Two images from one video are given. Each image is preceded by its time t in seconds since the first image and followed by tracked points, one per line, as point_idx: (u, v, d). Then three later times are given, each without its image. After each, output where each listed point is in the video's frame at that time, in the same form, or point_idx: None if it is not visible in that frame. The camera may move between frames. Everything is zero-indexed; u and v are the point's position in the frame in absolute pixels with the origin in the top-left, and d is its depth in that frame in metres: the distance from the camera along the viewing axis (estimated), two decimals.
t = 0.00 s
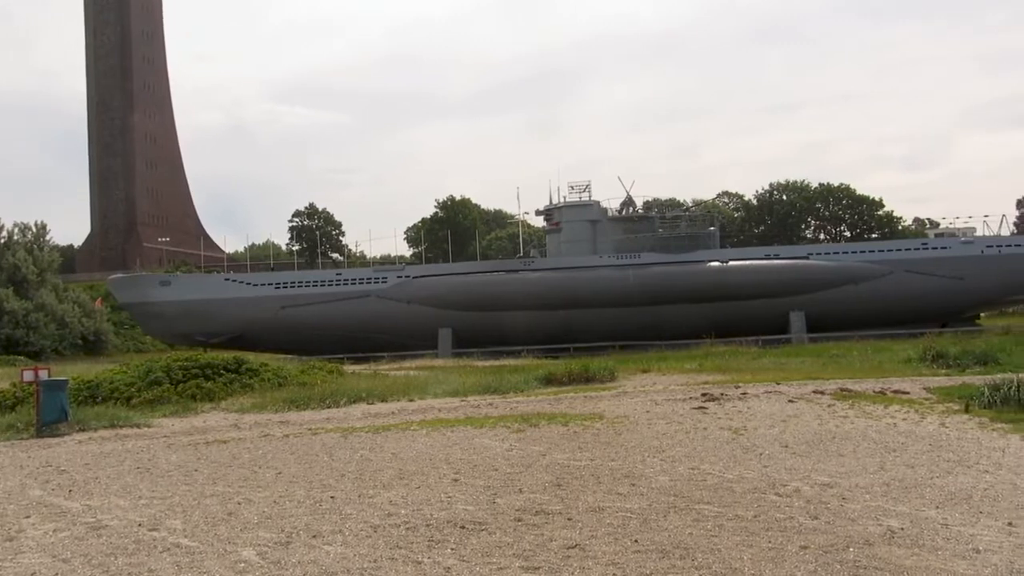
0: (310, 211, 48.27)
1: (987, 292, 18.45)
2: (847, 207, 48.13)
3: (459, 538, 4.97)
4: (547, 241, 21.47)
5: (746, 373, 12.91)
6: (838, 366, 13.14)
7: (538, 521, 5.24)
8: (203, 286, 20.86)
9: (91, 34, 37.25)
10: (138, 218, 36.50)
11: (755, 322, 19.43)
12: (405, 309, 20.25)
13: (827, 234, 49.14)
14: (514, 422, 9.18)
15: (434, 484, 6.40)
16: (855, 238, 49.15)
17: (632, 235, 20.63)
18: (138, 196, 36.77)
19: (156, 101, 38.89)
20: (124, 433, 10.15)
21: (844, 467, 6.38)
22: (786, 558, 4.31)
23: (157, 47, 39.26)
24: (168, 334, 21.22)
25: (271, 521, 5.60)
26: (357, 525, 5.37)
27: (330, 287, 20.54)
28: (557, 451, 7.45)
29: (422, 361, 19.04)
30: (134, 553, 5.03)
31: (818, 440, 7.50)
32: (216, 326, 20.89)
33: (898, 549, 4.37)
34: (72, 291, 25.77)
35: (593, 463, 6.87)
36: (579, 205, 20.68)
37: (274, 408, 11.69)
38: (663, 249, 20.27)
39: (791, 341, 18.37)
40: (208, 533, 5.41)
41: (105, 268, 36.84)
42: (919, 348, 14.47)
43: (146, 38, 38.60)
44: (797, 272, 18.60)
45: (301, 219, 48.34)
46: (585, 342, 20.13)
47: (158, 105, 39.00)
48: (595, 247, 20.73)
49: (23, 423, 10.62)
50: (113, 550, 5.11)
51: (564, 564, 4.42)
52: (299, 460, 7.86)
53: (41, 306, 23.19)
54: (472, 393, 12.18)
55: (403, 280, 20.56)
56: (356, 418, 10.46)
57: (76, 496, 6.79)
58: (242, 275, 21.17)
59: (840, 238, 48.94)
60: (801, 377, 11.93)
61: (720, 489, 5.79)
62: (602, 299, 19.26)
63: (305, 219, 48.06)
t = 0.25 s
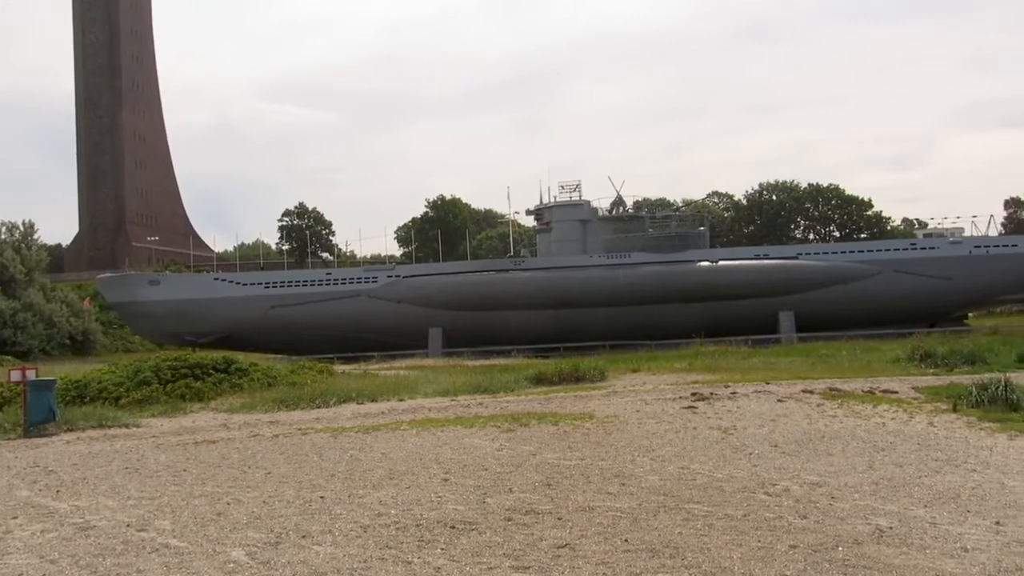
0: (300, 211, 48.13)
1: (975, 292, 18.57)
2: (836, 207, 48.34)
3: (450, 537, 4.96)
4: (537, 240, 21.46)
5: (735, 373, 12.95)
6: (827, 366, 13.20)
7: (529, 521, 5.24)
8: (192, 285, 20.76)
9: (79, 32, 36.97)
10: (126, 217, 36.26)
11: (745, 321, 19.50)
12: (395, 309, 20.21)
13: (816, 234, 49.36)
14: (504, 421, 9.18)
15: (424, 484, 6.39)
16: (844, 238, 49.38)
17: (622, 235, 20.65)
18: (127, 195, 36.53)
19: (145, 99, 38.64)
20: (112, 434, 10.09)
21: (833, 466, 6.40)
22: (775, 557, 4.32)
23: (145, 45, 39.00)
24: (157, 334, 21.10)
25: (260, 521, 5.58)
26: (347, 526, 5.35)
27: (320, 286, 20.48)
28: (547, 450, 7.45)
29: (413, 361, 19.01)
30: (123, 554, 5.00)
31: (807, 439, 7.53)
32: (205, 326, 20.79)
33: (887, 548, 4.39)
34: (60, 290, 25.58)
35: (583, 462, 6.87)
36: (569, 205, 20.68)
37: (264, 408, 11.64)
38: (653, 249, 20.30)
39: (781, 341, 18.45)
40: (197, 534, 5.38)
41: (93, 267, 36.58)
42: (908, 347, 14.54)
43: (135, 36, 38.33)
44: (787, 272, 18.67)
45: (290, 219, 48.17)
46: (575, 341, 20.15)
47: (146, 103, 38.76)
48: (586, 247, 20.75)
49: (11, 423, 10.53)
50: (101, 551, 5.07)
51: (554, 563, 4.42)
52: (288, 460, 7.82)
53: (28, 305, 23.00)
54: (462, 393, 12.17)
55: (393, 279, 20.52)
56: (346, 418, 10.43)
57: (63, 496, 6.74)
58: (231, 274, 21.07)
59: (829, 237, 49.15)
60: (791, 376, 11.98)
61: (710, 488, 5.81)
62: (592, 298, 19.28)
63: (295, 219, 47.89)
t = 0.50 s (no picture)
0: (290, 210, 47.98)
1: (963, 292, 18.68)
2: (826, 207, 48.55)
3: (440, 537, 4.95)
4: (527, 240, 21.46)
5: (725, 372, 12.99)
6: (816, 365, 13.26)
7: (519, 520, 5.24)
8: (182, 285, 20.65)
9: (67, 31, 36.71)
10: (115, 216, 36.03)
11: (735, 321, 19.56)
12: (386, 308, 20.16)
13: (806, 234, 49.58)
14: (495, 421, 9.18)
15: (415, 484, 6.38)
16: (833, 238, 49.61)
17: (613, 234, 20.67)
18: (116, 194, 36.30)
19: (134, 98, 38.41)
20: (101, 433, 10.02)
21: (822, 465, 6.43)
22: (765, 557, 4.33)
23: (134, 44, 38.75)
24: (146, 333, 20.98)
25: (250, 522, 5.55)
26: (338, 525, 5.33)
27: (310, 286, 20.42)
28: (537, 450, 7.45)
29: (403, 360, 18.98)
30: (112, 554, 4.96)
31: (797, 438, 7.56)
32: (195, 325, 20.69)
33: (877, 547, 4.41)
34: (48, 289, 25.38)
35: (573, 462, 6.88)
36: (560, 204, 20.71)
37: (254, 407, 11.59)
38: (643, 248, 20.34)
39: (771, 340, 18.52)
40: (187, 534, 5.35)
41: (82, 267, 36.34)
42: (897, 347, 14.63)
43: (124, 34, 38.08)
44: (776, 271, 18.74)
45: (281, 218, 48.01)
46: (566, 341, 20.16)
47: (135, 102, 38.53)
48: (576, 247, 20.78)
49: None
50: (90, 551, 5.04)
51: (544, 563, 4.41)
52: (279, 460, 7.79)
53: (16, 304, 22.81)
54: (452, 393, 12.15)
55: (384, 278, 20.48)
56: (337, 418, 10.39)
57: (52, 496, 6.69)
58: (221, 273, 20.97)
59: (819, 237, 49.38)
60: (781, 376, 12.03)
61: (700, 487, 5.82)
62: (583, 298, 19.29)
63: (285, 218, 47.74)
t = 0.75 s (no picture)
0: (282, 209, 47.84)
1: (954, 291, 18.77)
2: (817, 207, 48.69)
3: (432, 536, 4.94)
4: (520, 239, 21.45)
5: (717, 372, 13.02)
6: (808, 365, 13.31)
7: (511, 519, 5.23)
8: (173, 284, 20.56)
9: (58, 29, 36.50)
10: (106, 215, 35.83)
11: (727, 320, 19.60)
12: (378, 308, 20.12)
13: (798, 234, 49.71)
14: (487, 420, 9.17)
15: (407, 483, 6.36)
16: (825, 238, 49.75)
17: (605, 234, 20.68)
18: (107, 193, 36.11)
19: (125, 96, 38.22)
20: (92, 433, 9.96)
21: (814, 464, 6.45)
22: (757, 555, 4.34)
23: (125, 42, 38.55)
24: (137, 332, 20.89)
25: (241, 521, 5.52)
26: (330, 525, 5.31)
27: (302, 285, 20.36)
28: (530, 450, 7.45)
29: (395, 359, 18.94)
30: (102, 554, 4.93)
31: (788, 437, 7.59)
32: (186, 325, 20.60)
33: (868, 545, 4.43)
34: (38, 288, 25.23)
35: (566, 461, 6.88)
36: (553, 203, 20.71)
37: (245, 407, 11.54)
38: (636, 248, 20.37)
39: (762, 339, 18.57)
40: (178, 533, 5.32)
41: (72, 265, 36.13)
42: (888, 347, 14.70)
43: (115, 33, 37.89)
44: (768, 271, 18.80)
45: (273, 216, 47.87)
46: (558, 340, 20.16)
47: (126, 101, 38.33)
48: (569, 246, 20.79)
49: None
50: (80, 551, 5.00)
51: (537, 562, 4.41)
52: (270, 459, 7.76)
53: (7, 303, 22.66)
54: (444, 392, 12.13)
55: (376, 277, 20.44)
56: (329, 417, 10.36)
57: (42, 496, 6.64)
58: (213, 272, 20.88)
59: (811, 237, 49.51)
60: (772, 375, 12.06)
61: (692, 487, 5.83)
62: (575, 298, 19.29)
63: (277, 217, 47.60)
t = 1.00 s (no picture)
0: (273, 208, 47.71)
1: (945, 291, 18.86)
2: (809, 207, 48.85)
3: (425, 536, 4.93)
4: (512, 239, 21.44)
5: (709, 371, 13.05)
6: (799, 364, 13.36)
7: (503, 519, 5.23)
8: (164, 283, 20.47)
9: (49, 27, 36.31)
10: (97, 214, 35.63)
11: (718, 320, 19.64)
12: (370, 307, 20.07)
13: (789, 234, 49.88)
14: (479, 419, 9.16)
15: (399, 483, 6.35)
16: (816, 238, 49.92)
17: (597, 233, 20.71)
18: (98, 192, 35.91)
19: (116, 95, 38.03)
20: (82, 433, 9.91)
21: (805, 464, 6.47)
22: (749, 555, 4.35)
23: (117, 41, 38.36)
24: (128, 332, 20.79)
25: (233, 521, 5.50)
26: (321, 525, 5.30)
27: (294, 285, 20.31)
28: (522, 449, 7.44)
29: (387, 359, 18.90)
30: (93, 555, 4.90)
31: (780, 437, 7.61)
32: (177, 324, 20.52)
33: (859, 544, 4.45)
34: (29, 287, 25.09)
35: (558, 461, 6.88)
36: (545, 203, 20.73)
37: (237, 407, 11.50)
38: (628, 247, 20.39)
39: (754, 339, 18.62)
40: (168, 534, 5.29)
41: (63, 265, 35.91)
42: (878, 346, 14.77)
43: (106, 31, 37.70)
44: (760, 271, 18.85)
45: (265, 216, 47.73)
46: (550, 340, 20.16)
47: (117, 100, 38.14)
48: (561, 246, 20.80)
49: None
50: (70, 551, 4.97)
51: (529, 562, 4.40)
52: (262, 459, 7.73)
53: None
54: (437, 391, 12.13)
55: (368, 277, 20.41)
56: (320, 417, 10.34)
57: (32, 497, 6.60)
58: (204, 272, 20.81)
59: (802, 237, 49.69)
60: (764, 375, 12.10)
61: (684, 486, 5.84)
62: (568, 297, 19.30)
63: (269, 216, 47.48)
